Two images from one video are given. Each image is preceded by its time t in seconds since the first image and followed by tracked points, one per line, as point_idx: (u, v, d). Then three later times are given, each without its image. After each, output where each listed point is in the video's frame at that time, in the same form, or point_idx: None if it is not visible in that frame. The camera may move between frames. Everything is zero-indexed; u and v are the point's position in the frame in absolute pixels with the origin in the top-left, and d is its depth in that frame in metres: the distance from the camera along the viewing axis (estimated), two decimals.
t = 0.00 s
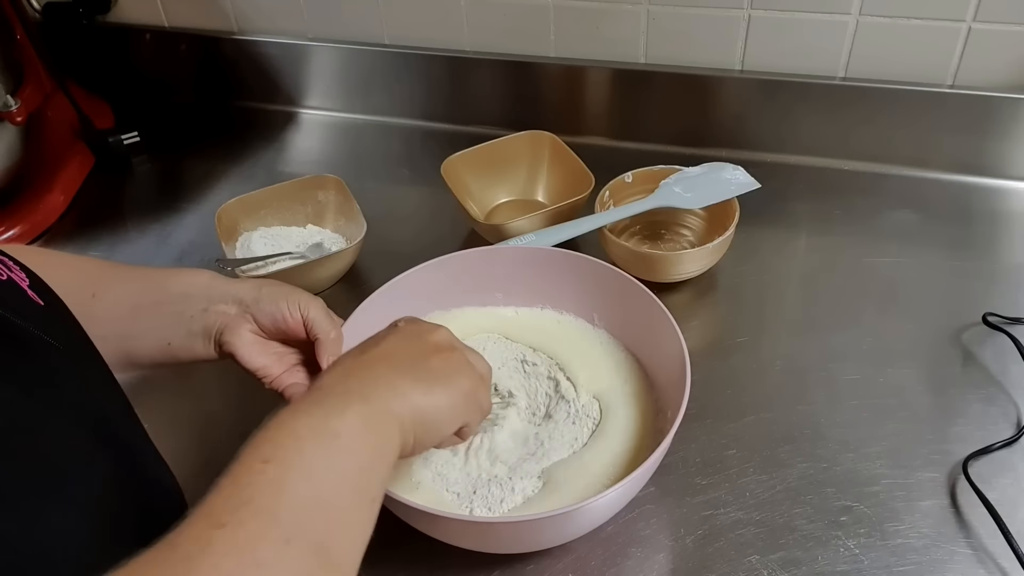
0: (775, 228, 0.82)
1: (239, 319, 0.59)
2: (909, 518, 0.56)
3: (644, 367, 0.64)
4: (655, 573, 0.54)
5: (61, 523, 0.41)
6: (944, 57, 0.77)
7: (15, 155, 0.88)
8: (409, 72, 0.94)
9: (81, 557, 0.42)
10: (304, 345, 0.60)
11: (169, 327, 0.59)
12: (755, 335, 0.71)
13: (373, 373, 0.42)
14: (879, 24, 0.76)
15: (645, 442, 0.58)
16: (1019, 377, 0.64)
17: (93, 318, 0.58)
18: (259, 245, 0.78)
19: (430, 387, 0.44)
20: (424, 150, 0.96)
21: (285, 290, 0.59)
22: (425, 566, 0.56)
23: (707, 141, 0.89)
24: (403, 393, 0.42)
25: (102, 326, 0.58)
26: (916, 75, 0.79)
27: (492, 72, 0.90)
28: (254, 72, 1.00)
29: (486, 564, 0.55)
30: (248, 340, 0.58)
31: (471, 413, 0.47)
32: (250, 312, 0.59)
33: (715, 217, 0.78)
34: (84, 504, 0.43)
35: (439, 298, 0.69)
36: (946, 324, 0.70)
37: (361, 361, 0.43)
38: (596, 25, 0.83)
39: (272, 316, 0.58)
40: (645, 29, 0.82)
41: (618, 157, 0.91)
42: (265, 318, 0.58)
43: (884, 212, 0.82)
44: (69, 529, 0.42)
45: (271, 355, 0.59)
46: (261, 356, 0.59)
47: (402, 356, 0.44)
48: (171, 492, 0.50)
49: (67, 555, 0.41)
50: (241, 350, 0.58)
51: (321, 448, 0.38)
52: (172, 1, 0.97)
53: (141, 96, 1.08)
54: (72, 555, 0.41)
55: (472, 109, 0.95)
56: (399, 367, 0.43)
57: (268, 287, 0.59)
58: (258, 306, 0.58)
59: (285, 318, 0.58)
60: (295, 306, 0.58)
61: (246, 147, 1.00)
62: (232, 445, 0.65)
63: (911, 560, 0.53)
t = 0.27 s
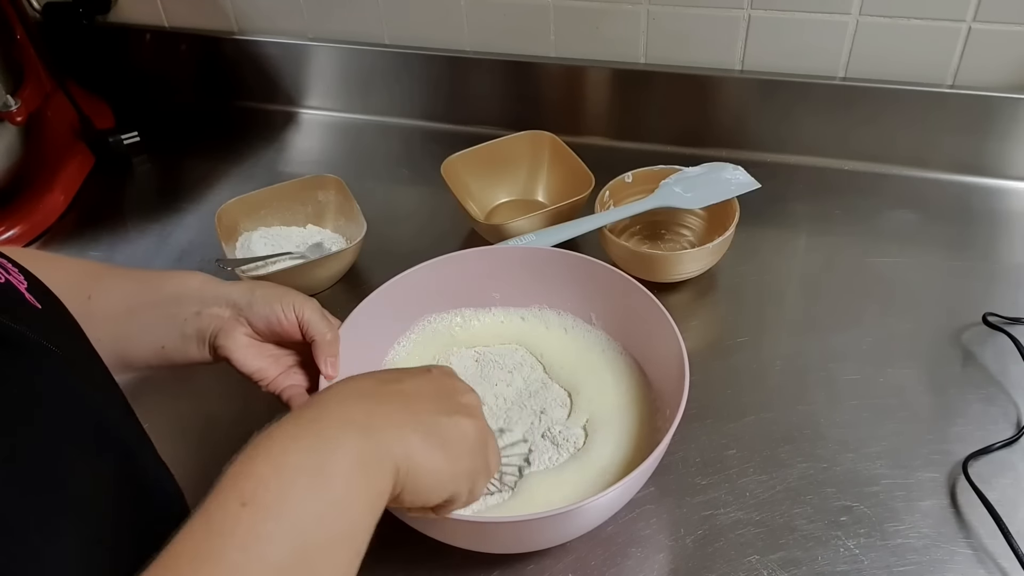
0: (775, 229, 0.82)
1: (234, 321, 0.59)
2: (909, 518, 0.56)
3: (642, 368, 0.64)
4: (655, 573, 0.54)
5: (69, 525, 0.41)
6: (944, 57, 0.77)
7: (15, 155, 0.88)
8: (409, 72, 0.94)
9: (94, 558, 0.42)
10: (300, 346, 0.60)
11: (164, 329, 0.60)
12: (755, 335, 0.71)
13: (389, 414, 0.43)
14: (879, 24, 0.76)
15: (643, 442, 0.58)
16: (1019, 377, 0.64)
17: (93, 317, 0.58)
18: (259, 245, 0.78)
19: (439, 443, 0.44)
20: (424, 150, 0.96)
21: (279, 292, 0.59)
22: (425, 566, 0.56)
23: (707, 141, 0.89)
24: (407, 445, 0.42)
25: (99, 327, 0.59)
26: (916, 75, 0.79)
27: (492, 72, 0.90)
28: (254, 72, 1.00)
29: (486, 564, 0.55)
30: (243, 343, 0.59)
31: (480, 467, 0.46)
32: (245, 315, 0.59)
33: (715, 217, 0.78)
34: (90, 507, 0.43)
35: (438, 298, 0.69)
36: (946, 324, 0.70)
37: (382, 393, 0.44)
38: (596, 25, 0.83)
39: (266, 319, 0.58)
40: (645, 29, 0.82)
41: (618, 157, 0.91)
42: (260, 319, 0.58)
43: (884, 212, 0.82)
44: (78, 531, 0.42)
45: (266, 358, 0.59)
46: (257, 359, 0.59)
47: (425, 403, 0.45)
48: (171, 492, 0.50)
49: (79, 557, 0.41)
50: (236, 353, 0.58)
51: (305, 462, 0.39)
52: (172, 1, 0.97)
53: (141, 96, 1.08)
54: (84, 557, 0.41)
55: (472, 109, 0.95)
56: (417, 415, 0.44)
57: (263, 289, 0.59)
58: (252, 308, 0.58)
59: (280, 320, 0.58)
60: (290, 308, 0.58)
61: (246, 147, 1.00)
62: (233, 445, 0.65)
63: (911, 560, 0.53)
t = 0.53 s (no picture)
0: (775, 229, 0.82)
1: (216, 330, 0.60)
2: (909, 518, 0.56)
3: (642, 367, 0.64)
4: (655, 573, 0.54)
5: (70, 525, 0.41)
6: (945, 57, 0.77)
7: (14, 155, 0.88)
8: (409, 72, 0.94)
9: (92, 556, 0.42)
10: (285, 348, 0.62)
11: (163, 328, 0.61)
12: (755, 335, 0.71)
13: (380, 421, 0.42)
14: (879, 24, 0.76)
15: (643, 440, 0.58)
16: (1019, 377, 0.64)
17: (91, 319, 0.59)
18: (259, 245, 0.79)
19: (432, 449, 0.43)
20: (424, 150, 0.96)
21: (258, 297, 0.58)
22: (425, 566, 0.56)
23: (707, 141, 0.89)
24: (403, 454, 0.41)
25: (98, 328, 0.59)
26: (916, 75, 0.79)
27: (491, 72, 0.90)
28: (254, 72, 1.00)
29: (486, 564, 0.55)
30: (227, 353, 0.61)
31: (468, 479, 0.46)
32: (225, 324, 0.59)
33: (715, 217, 0.78)
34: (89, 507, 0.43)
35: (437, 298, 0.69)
36: (947, 324, 0.70)
37: (369, 394, 0.43)
38: (596, 25, 0.83)
39: (246, 327, 0.59)
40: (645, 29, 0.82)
41: (618, 157, 0.91)
42: (240, 327, 0.59)
43: (884, 212, 0.82)
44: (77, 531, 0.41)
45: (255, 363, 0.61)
46: (247, 366, 0.61)
47: (416, 404, 0.44)
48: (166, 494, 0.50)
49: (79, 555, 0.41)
50: (223, 364, 0.61)
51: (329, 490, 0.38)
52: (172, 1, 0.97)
53: (141, 97, 1.08)
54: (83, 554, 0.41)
55: (472, 109, 0.95)
56: (406, 418, 0.43)
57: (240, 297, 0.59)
58: (234, 316, 0.59)
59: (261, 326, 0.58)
60: (271, 315, 0.58)
61: (246, 147, 1.00)
62: (233, 445, 0.65)
63: (911, 560, 0.53)
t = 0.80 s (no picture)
0: (775, 229, 0.82)
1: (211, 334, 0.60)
2: (909, 518, 0.56)
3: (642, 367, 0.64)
4: (655, 573, 0.54)
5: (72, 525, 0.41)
6: (944, 57, 0.77)
7: (14, 155, 0.88)
8: (408, 72, 0.94)
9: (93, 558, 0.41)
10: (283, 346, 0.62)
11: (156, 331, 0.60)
12: (755, 335, 0.71)
13: (387, 401, 0.42)
14: (879, 24, 0.76)
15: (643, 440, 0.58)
16: (1019, 377, 0.64)
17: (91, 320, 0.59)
18: (259, 245, 0.79)
19: (433, 430, 0.43)
20: (424, 150, 0.96)
21: (251, 300, 0.58)
22: (425, 566, 0.56)
23: (707, 141, 0.89)
24: (411, 434, 0.41)
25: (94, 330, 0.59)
26: (916, 76, 0.79)
27: (491, 72, 0.90)
28: (254, 72, 1.00)
29: (486, 564, 0.55)
30: (228, 355, 0.61)
31: (469, 456, 0.46)
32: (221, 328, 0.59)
33: (715, 217, 0.78)
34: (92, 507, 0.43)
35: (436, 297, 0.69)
36: (946, 325, 0.70)
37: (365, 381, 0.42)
38: (596, 25, 0.83)
39: (242, 329, 0.59)
40: (645, 29, 0.82)
41: (618, 157, 0.91)
42: (235, 330, 0.59)
43: (884, 212, 0.82)
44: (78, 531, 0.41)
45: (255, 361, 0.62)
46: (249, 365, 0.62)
47: (414, 387, 0.43)
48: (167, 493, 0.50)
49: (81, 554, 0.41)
50: (227, 366, 0.61)
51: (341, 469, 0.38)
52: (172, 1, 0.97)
53: (141, 97, 1.08)
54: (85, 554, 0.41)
55: (472, 109, 0.95)
56: (412, 397, 0.43)
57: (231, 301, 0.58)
58: (228, 321, 0.59)
59: (255, 326, 0.58)
60: (265, 318, 0.58)
61: (246, 147, 1.00)
62: (233, 445, 0.65)
63: (911, 560, 0.53)
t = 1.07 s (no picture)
0: (775, 229, 0.82)
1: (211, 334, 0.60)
2: (909, 518, 0.56)
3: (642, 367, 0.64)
4: (655, 573, 0.54)
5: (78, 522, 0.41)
6: (944, 57, 0.77)
7: (15, 155, 0.88)
8: (408, 72, 0.94)
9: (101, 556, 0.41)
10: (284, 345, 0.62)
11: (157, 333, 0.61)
12: (755, 335, 0.71)
13: (386, 403, 0.41)
14: (879, 24, 0.76)
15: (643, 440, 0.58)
16: (1019, 377, 0.64)
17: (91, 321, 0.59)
18: (259, 245, 0.79)
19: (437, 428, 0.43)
20: (424, 150, 0.96)
21: (253, 300, 0.58)
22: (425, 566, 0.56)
23: (707, 141, 0.89)
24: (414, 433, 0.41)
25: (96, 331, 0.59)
26: (916, 76, 0.79)
27: (491, 72, 0.90)
28: (254, 72, 1.00)
29: (486, 564, 0.55)
30: (229, 355, 0.61)
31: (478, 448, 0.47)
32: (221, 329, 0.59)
33: (715, 216, 0.78)
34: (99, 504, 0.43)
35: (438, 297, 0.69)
36: (947, 325, 0.70)
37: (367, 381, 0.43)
38: (596, 25, 0.83)
39: (243, 328, 0.59)
40: (645, 29, 0.82)
41: (618, 157, 0.91)
42: (236, 330, 0.59)
43: (884, 212, 0.82)
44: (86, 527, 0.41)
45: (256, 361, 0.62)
46: (252, 364, 0.62)
47: (415, 384, 0.44)
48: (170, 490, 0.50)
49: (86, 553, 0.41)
50: (228, 366, 0.61)
51: (360, 475, 0.38)
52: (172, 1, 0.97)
53: (141, 97, 1.08)
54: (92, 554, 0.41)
55: (472, 109, 0.95)
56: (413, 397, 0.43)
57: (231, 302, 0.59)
58: (229, 321, 0.59)
59: (257, 327, 0.58)
60: (265, 316, 0.58)
61: (246, 147, 1.00)
62: (233, 444, 0.65)
63: (911, 560, 0.53)
